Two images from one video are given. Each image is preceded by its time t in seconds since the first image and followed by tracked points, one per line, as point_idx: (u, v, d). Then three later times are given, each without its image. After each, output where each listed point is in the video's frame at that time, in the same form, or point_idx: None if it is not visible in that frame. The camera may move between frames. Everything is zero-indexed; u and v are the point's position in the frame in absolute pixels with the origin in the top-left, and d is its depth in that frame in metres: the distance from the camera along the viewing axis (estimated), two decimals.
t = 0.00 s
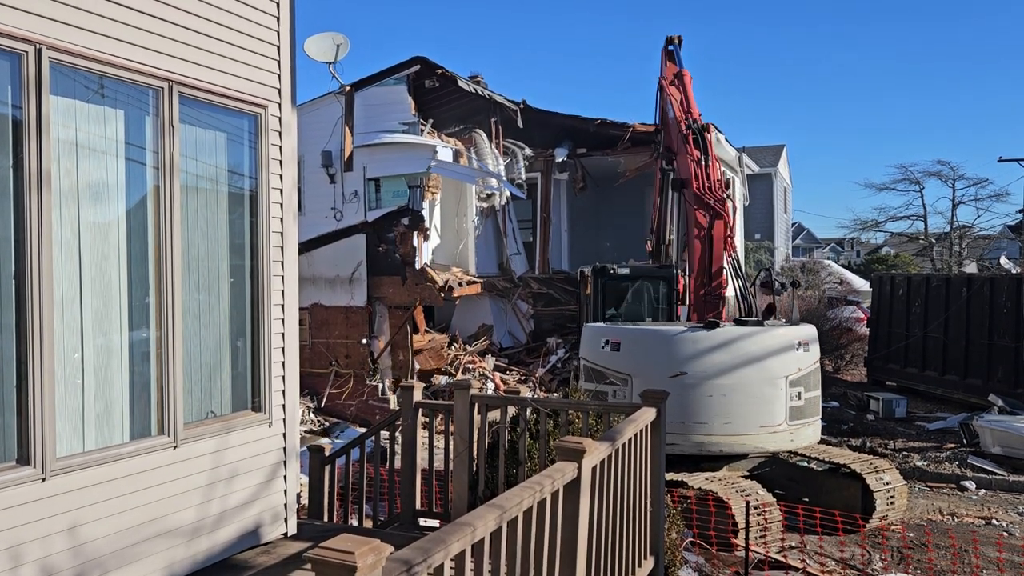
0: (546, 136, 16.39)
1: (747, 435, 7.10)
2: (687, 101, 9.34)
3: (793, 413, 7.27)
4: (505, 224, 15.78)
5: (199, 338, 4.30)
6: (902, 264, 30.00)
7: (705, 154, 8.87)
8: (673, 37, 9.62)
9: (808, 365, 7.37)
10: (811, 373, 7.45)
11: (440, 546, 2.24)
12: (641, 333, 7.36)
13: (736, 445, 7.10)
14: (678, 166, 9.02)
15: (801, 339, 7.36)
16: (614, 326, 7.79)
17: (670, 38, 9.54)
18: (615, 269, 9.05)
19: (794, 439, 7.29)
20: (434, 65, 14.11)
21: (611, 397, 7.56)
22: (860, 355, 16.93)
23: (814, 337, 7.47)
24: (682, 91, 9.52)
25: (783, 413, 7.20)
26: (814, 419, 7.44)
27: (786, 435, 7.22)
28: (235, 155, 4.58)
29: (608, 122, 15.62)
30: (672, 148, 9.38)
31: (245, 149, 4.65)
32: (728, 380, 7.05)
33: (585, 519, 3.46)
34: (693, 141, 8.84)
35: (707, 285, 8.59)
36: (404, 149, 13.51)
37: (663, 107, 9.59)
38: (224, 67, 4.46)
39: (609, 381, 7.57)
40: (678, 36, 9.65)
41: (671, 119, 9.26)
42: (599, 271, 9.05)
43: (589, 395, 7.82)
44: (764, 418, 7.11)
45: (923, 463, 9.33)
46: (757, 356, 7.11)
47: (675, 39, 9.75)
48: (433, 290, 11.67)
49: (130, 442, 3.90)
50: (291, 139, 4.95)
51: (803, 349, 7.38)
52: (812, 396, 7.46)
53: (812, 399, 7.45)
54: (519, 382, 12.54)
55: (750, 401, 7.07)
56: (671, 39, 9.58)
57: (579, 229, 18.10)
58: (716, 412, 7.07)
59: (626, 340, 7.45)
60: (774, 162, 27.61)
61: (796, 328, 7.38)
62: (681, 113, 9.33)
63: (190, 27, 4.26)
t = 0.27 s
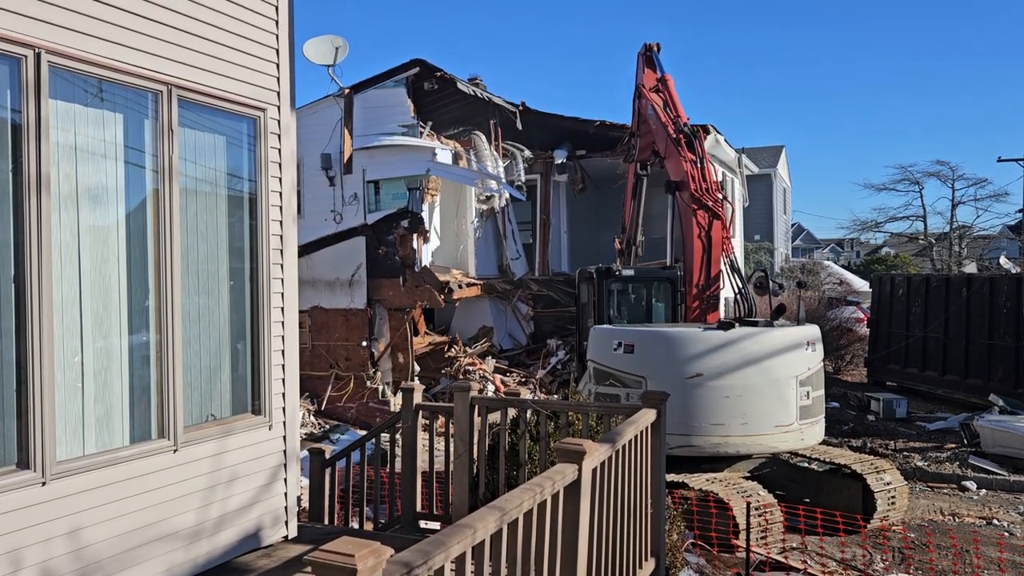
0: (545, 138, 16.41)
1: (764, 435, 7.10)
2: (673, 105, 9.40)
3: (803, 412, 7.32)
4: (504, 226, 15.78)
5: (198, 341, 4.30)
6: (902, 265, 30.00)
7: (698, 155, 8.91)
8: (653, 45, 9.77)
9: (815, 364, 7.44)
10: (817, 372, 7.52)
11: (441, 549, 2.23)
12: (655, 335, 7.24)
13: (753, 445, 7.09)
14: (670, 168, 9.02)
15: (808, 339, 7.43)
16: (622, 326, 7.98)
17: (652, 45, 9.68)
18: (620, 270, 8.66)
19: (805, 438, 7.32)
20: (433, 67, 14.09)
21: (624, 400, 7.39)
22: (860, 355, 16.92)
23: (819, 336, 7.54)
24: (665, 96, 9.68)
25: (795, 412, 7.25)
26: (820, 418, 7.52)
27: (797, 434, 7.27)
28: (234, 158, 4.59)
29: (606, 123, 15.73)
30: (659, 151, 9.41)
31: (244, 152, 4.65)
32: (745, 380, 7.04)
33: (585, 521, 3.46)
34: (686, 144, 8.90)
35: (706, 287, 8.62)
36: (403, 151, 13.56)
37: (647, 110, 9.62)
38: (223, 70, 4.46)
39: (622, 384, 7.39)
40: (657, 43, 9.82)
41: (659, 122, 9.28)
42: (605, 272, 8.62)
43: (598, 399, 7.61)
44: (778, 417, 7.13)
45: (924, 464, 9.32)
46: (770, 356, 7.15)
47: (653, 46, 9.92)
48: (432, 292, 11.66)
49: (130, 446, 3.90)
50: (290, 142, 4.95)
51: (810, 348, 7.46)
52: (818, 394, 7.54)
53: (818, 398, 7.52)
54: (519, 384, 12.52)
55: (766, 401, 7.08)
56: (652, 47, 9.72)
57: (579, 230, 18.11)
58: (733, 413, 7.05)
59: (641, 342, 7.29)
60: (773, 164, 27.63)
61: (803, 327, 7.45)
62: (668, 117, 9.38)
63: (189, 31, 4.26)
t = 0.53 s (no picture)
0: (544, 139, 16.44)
1: (773, 434, 7.12)
2: (661, 110, 9.36)
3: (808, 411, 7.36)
4: (504, 227, 15.80)
5: (198, 343, 4.30)
6: (902, 265, 30.00)
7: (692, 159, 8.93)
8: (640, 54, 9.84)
9: (819, 364, 7.48)
10: (820, 371, 7.56)
11: (441, 551, 2.23)
12: (664, 335, 7.19)
13: (762, 445, 7.10)
14: (662, 171, 9.02)
15: (812, 338, 7.47)
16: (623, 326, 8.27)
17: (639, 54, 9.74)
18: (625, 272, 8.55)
19: (811, 437, 7.37)
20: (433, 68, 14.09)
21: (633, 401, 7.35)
22: (860, 355, 16.91)
23: (821, 335, 7.59)
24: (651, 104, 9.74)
25: (801, 411, 7.29)
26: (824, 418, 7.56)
27: (803, 433, 7.30)
28: (234, 159, 4.59)
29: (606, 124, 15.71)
30: (648, 156, 9.40)
31: (244, 153, 4.66)
32: (754, 380, 7.05)
33: (586, 521, 3.46)
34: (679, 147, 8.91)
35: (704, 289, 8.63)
36: (402, 152, 13.57)
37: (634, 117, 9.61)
38: (223, 72, 4.47)
39: (632, 385, 7.34)
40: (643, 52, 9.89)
41: (648, 127, 9.26)
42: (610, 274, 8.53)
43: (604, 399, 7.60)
44: (785, 417, 7.16)
45: (924, 463, 9.32)
46: (778, 356, 7.17)
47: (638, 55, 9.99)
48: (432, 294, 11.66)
49: (130, 448, 3.90)
50: (290, 144, 4.95)
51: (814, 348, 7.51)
52: (822, 394, 7.58)
53: (821, 397, 7.57)
54: (519, 385, 12.53)
55: (775, 400, 7.10)
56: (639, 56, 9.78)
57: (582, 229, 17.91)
58: (743, 413, 7.06)
59: (651, 343, 7.23)
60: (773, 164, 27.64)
61: (807, 327, 7.49)
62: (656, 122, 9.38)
63: (188, 33, 4.26)
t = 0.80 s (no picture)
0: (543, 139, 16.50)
1: (775, 434, 7.12)
2: (658, 115, 9.38)
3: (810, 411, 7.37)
4: (504, 227, 15.79)
5: (198, 344, 4.30)
6: (902, 265, 30.00)
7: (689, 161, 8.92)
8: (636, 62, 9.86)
9: (820, 364, 7.49)
10: (822, 371, 7.57)
11: (441, 551, 2.23)
12: (665, 335, 7.18)
13: (764, 445, 7.10)
14: (660, 174, 8.98)
15: (813, 338, 7.47)
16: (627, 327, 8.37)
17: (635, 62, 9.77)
18: (625, 274, 8.59)
19: (812, 437, 7.37)
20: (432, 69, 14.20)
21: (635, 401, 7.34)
22: (860, 356, 16.90)
23: (822, 335, 7.59)
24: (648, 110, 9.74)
25: (803, 411, 7.29)
26: (825, 418, 7.57)
27: (805, 433, 7.30)
28: (234, 161, 4.59)
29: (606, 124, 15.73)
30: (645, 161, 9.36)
31: (244, 155, 4.66)
32: (755, 380, 7.05)
33: (587, 522, 3.46)
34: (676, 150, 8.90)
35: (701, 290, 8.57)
36: (402, 154, 13.57)
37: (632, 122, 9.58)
38: (223, 74, 4.47)
39: (634, 386, 7.33)
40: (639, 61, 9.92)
41: (646, 131, 9.22)
42: (609, 276, 8.56)
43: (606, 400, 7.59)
44: (787, 417, 7.16)
45: (925, 464, 9.32)
46: (779, 357, 7.17)
47: (634, 64, 10.01)
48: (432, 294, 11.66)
49: (130, 449, 3.89)
50: (290, 145, 4.95)
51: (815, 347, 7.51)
52: (823, 394, 7.59)
53: (822, 397, 7.58)
54: (519, 386, 12.53)
55: (776, 401, 7.11)
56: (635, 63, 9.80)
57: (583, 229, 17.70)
58: (745, 413, 7.06)
59: (653, 343, 7.22)
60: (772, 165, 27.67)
61: (807, 327, 7.49)
62: (653, 127, 9.35)
63: (188, 35, 4.26)
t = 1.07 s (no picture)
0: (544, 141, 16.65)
1: (775, 435, 7.12)
2: (657, 120, 9.39)
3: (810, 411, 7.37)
4: (504, 228, 15.77)
5: (198, 345, 4.30)
6: (902, 265, 30.02)
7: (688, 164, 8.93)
8: (635, 69, 9.89)
9: (820, 364, 7.49)
10: (821, 371, 7.57)
11: (441, 552, 2.23)
12: (665, 336, 7.18)
13: (764, 446, 7.11)
14: (658, 177, 8.98)
15: (813, 339, 7.47)
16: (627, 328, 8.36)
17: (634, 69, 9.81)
18: (624, 274, 8.59)
19: (812, 437, 7.38)
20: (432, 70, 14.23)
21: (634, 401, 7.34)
22: (860, 356, 16.91)
23: (822, 335, 7.59)
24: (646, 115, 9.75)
25: (802, 412, 7.29)
26: (824, 418, 7.57)
27: (805, 433, 7.31)
28: (234, 162, 4.59)
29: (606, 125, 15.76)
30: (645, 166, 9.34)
31: (244, 156, 4.66)
32: (755, 381, 7.05)
33: (587, 522, 3.46)
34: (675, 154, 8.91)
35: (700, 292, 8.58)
36: (402, 155, 13.54)
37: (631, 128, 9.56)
38: (222, 75, 4.47)
39: (634, 386, 7.34)
40: (637, 67, 9.95)
41: (645, 136, 9.23)
42: (608, 276, 8.58)
43: (606, 400, 7.59)
44: (787, 417, 7.17)
45: (925, 464, 9.32)
46: (779, 357, 7.17)
47: (632, 71, 10.04)
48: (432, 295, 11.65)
49: (130, 450, 3.89)
50: (289, 146, 4.95)
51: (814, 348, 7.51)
52: (822, 394, 7.59)
53: (822, 398, 7.58)
54: (519, 386, 12.55)
55: (776, 401, 7.11)
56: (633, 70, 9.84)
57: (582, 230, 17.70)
58: (744, 414, 7.06)
59: (652, 344, 7.22)
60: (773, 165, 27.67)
61: (807, 327, 7.49)
62: (652, 132, 9.33)
63: (188, 36, 4.26)
